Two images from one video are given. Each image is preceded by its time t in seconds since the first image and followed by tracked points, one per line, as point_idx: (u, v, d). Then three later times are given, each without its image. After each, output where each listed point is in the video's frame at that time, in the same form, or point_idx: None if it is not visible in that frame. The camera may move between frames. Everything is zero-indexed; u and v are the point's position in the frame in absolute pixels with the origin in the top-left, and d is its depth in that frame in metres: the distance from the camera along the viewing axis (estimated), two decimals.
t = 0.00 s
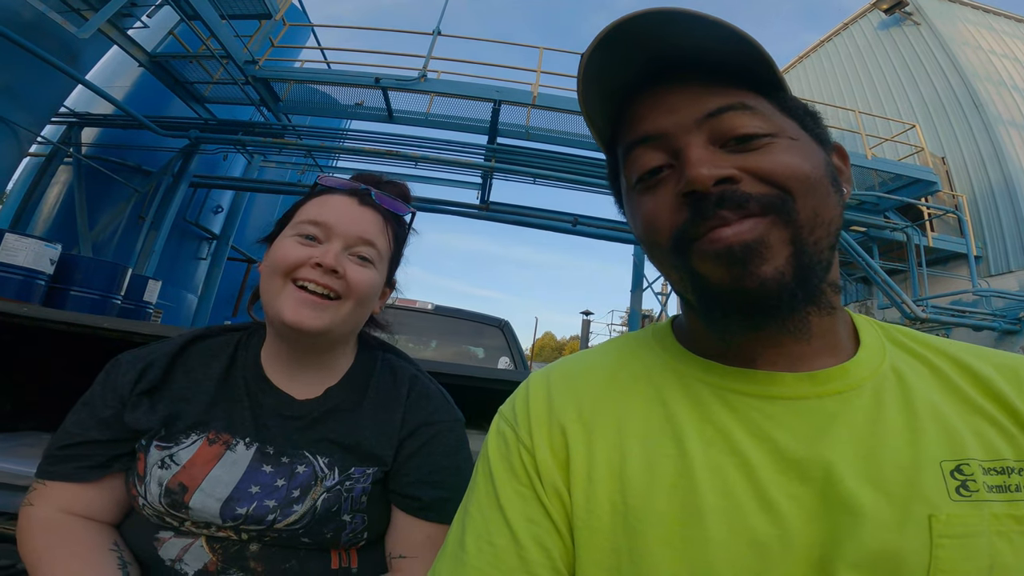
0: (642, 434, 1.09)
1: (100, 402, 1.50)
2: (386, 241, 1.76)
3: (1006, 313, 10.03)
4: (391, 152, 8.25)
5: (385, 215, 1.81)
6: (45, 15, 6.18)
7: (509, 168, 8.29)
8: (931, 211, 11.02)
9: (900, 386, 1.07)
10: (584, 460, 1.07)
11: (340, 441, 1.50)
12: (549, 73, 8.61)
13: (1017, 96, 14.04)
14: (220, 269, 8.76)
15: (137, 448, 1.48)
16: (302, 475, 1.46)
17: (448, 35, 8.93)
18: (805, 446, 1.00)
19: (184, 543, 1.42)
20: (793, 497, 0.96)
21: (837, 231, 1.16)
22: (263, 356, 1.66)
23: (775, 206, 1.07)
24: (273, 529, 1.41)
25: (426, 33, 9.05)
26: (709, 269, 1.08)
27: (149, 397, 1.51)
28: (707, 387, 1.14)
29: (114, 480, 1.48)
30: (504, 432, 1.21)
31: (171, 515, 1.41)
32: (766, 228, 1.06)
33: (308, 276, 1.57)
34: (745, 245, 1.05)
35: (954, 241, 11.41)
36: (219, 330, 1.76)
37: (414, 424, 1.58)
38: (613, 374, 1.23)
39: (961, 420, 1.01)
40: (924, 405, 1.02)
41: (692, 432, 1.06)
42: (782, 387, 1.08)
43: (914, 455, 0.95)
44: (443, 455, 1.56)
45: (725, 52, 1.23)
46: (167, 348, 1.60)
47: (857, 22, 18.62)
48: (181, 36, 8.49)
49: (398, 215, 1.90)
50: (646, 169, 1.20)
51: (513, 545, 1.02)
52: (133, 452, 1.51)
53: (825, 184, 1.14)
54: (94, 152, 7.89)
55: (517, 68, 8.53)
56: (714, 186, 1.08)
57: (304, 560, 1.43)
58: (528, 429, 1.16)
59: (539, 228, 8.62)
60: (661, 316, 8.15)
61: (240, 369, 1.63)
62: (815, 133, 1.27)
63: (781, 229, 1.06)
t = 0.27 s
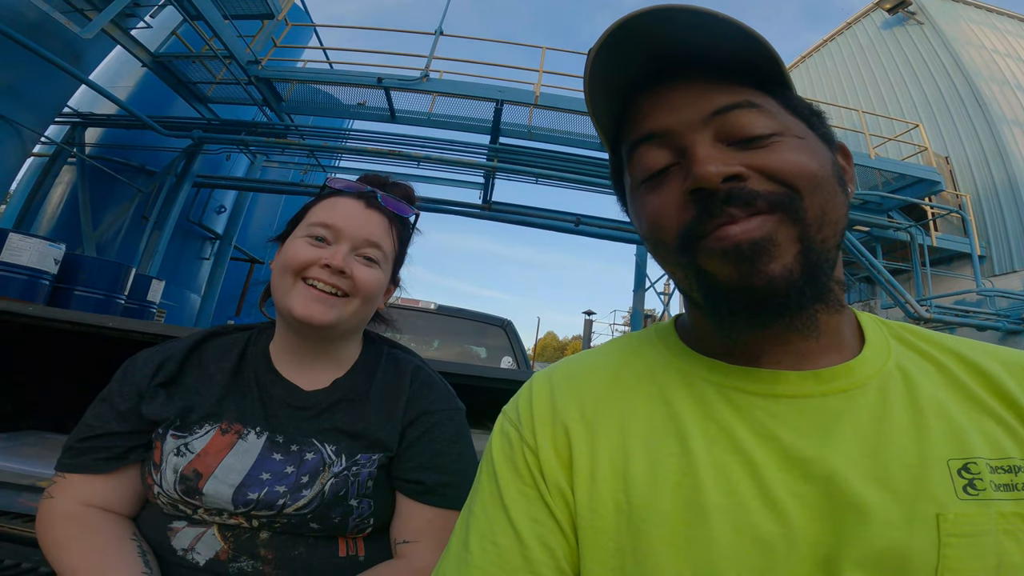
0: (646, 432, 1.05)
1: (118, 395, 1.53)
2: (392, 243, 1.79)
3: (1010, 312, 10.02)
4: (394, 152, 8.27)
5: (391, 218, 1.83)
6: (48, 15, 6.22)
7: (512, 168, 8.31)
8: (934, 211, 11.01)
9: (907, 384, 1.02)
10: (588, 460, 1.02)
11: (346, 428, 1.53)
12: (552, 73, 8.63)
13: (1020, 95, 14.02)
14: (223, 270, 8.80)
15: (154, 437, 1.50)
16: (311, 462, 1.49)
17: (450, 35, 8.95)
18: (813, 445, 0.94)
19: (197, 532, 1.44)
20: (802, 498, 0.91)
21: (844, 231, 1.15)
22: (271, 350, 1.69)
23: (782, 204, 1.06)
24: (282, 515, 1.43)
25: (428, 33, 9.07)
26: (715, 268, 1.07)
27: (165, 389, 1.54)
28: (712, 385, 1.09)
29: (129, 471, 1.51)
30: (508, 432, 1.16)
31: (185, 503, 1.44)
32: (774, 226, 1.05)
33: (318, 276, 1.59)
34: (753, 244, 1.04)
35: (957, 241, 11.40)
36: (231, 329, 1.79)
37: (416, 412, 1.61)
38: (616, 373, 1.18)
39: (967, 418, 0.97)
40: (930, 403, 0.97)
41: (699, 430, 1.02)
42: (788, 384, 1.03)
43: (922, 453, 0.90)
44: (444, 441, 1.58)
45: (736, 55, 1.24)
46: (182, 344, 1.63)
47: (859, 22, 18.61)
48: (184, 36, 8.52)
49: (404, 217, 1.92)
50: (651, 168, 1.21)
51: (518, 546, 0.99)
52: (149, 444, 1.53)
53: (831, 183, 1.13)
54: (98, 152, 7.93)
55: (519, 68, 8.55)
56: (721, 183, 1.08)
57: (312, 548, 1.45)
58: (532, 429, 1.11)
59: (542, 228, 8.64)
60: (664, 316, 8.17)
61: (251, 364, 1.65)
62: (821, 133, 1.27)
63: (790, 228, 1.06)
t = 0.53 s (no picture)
0: (651, 423, 1.06)
1: (127, 382, 1.55)
2: (392, 240, 1.81)
3: (1014, 312, 10.00)
4: (396, 152, 8.30)
5: (392, 216, 1.86)
6: (52, 16, 6.25)
7: (514, 167, 8.34)
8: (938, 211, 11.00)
9: (905, 374, 1.03)
10: (588, 452, 1.04)
11: (351, 412, 1.58)
12: (554, 72, 8.66)
13: None
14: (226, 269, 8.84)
15: (166, 422, 1.53)
16: (319, 444, 1.53)
17: (453, 35, 8.98)
18: (814, 436, 0.96)
19: (210, 518, 1.47)
20: (801, 489, 0.93)
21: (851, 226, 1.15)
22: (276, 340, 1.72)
23: (801, 191, 1.04)
24: (295, 496, 1.47)
25: (431, 33, 9.11)
26: (733, 254, 1.03)
27: (174, 376, 1.57)
28: (713, 377, 1.10)
29: (138, 458, 1.53)
30: (508, 423, 1.18)
31: (199, 487, 1.46)
32: (794, 212, 1.02)
33: (321, 270, 1.62)
34: (774, 229, 1.01)
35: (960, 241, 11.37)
36: (234, 323, 1.81)
37: (418, 397, 1.67)
38: (619, 366, 1.20)
39: (968, 407, 0.98)
40: (930, 392, 0.98)
41: (700, 421, 1.04)
42: (786, 373, 1.05)
43: (920, 442, 0.92)
44: (446, 424, 1.64)
45: (750, 48, 1.27)
46: (189, 335, 1.67)
47: (862, 21, 18.59)
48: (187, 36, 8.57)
49: (405, 216, 1.94)
50: (663, 151, 1.18)
51: (518, 537, 1.01)
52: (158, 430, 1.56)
53: (841, 175, 1.13)
54: (102, 152, 7.97)
55: (521, 68, 8.58)
56: (742, 166, 1.05)
57: (323, 529, 1.49)
58: (531, 420, 1.14)
59: (544, 227, 8.66)
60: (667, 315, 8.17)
61: (257, 353, 1.68)
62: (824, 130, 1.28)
63: (809, 215, 1.03)
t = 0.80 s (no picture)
0: (650, 426, 1.05)
1: (129, 391, 1.56)
2: (383, 246, 1.81)
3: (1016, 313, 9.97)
4: (397, 152, 8.31)
5: (383, 222, 1.85)
6: (55, 16, 6.27)
7: (515, 167, 8.34)
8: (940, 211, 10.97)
9: (890, 373, 1.04)
10: (587, 451, 1.04)
11: (349, 414, 1.59)
12: (555, 72, 8.66)
13: None
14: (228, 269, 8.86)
15: (169, 425, 1.53)
16: (320, 444, 1.53)
17: (454, 35, 8.98)
18: (812, 436, 0.96)
19: (211, 518, 1.47)
20: (799, 486, 0.92)
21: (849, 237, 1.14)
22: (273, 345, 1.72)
23: (803, 202, 1.02)
24: (297, 494, 1.48)
25: (432, 34, 9.11)
26: (737, 264, 1.01)
27: (174, 383, 1.58)
28: (710, 377, 1.10)
29: (140, 462, 1.53)
30: (507, 423, 1.18)
31: (203, 488, 1.47)
32: (798, 226, 1.00)
33: (313, 279, 1.62)
34: (780, 243, 0.99)
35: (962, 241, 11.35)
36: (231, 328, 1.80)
37: (415, 398, 1.68)
38: (619, 366, 1.19)
39: (950, 395, 0.98)
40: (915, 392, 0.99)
41: (700, 423, 1.03)
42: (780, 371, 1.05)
43: (905, 435, 0.94)
44: (442, 424, 1.66)
45: (756, 57, 1.27)
46: (188, 341, 1.67)
47: (865, 21, 18.54)
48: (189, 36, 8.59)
49: (395, 221, 1.94)
50: (668, 155, 1.16)
51: (517, 537, 1.00)
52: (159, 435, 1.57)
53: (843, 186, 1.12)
54: (105, 152, 8.00)
55: (523, 68, 8.58)
56: (749, 175, 1.03)
57: (324, 528, 1.50)
58: (530, 419, 1.13)
59: (545, 228, 8.66)
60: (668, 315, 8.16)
61: (255, 358, 1.68)
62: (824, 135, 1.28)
63: (813, 226, 1.01)
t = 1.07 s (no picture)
0: (639, 427, 1.05)
1: (120, 389, 1.58)
2: (374, 253, 1.79)
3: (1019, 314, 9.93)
4: (398, 152, 8.31)
5: (374, 229, 1.83)
6: (56, 16, 6.29)
7: (516, 168, 8.34)
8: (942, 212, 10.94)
9: (873, 358, 1.06)
10: (580, 449, 1.05)
11: (343, 411, 1.60)
12: (557, 73, 8.66)
13: None
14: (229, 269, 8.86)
15: (164, 418, 1.55)
16: (310, 439, 1.54)
17: (456, 36, 8.99)
18: (800, 432, 0.95)
19: (202, 510, 1.47)
20: (792, 477, 0.91)
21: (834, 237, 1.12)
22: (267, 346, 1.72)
23: (784, 205, 0.99)
24: (285, 486, 1.48)
25: (434, 34, 9.13)
26: (720, 269, 1.01)
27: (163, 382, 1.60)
28: (697, 378, 1.09)
29: (134, 455, 1.55)
30: (503, 425, 1.19)
31: (192, 479, 1.47)
32: (776, 230, 0.98)
33: (301, 292, 1.63)
34: (757, 249, 0.98)
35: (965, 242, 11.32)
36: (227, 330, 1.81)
37: (410, 399, 1.68)
38: (610, 368, 1.19)
39: (924, 375, 1.01)
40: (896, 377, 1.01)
41: (689, 422, 1.03)
42: (767, 366, 1.06)
43: (886, 418, 0.95)
44: (438, 425, 1.66)
45: (742, 57, 1.24)
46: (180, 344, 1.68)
47: (867, 21, 18.52)
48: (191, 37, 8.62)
49: (389, 224, 1.92)
50: (654, 165, 1.14)
51: (513, 538, 1.01)
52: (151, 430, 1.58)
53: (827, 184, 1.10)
54: (108, 152, 8.03)
55: (524, 68, 8.58)
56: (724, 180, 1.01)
57: (313, 522, 1.49)
58: (525, 422, 1.14)
59: (546, 228, 8.65)
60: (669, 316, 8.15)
61: (248, 359, 1.68)
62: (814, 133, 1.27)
63: (796, 229, 0.99)
